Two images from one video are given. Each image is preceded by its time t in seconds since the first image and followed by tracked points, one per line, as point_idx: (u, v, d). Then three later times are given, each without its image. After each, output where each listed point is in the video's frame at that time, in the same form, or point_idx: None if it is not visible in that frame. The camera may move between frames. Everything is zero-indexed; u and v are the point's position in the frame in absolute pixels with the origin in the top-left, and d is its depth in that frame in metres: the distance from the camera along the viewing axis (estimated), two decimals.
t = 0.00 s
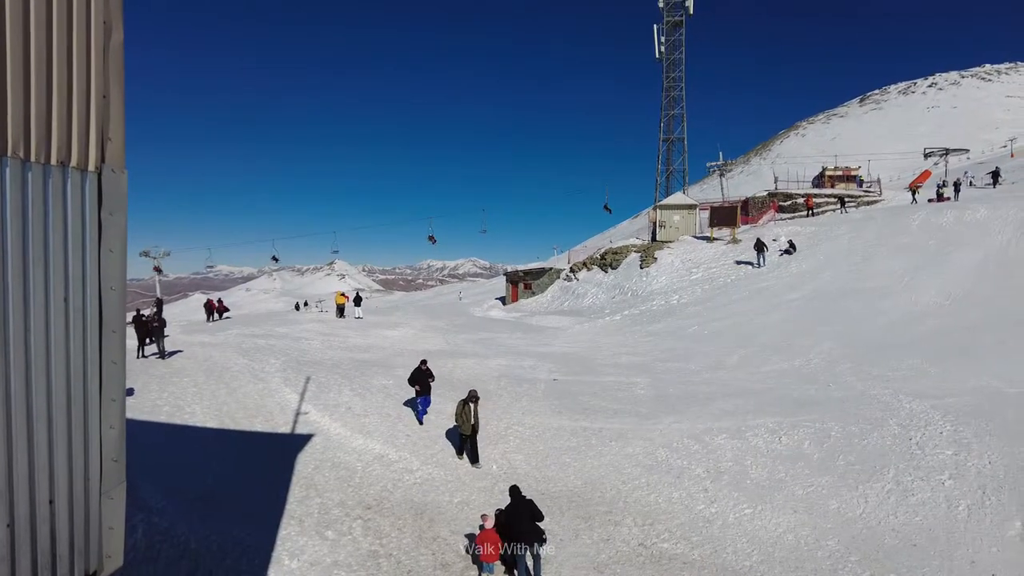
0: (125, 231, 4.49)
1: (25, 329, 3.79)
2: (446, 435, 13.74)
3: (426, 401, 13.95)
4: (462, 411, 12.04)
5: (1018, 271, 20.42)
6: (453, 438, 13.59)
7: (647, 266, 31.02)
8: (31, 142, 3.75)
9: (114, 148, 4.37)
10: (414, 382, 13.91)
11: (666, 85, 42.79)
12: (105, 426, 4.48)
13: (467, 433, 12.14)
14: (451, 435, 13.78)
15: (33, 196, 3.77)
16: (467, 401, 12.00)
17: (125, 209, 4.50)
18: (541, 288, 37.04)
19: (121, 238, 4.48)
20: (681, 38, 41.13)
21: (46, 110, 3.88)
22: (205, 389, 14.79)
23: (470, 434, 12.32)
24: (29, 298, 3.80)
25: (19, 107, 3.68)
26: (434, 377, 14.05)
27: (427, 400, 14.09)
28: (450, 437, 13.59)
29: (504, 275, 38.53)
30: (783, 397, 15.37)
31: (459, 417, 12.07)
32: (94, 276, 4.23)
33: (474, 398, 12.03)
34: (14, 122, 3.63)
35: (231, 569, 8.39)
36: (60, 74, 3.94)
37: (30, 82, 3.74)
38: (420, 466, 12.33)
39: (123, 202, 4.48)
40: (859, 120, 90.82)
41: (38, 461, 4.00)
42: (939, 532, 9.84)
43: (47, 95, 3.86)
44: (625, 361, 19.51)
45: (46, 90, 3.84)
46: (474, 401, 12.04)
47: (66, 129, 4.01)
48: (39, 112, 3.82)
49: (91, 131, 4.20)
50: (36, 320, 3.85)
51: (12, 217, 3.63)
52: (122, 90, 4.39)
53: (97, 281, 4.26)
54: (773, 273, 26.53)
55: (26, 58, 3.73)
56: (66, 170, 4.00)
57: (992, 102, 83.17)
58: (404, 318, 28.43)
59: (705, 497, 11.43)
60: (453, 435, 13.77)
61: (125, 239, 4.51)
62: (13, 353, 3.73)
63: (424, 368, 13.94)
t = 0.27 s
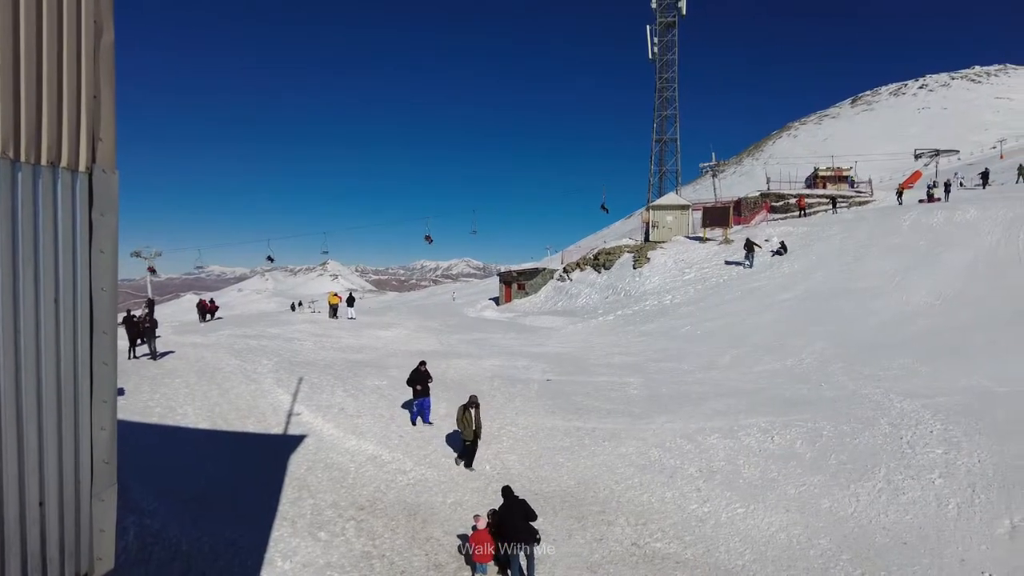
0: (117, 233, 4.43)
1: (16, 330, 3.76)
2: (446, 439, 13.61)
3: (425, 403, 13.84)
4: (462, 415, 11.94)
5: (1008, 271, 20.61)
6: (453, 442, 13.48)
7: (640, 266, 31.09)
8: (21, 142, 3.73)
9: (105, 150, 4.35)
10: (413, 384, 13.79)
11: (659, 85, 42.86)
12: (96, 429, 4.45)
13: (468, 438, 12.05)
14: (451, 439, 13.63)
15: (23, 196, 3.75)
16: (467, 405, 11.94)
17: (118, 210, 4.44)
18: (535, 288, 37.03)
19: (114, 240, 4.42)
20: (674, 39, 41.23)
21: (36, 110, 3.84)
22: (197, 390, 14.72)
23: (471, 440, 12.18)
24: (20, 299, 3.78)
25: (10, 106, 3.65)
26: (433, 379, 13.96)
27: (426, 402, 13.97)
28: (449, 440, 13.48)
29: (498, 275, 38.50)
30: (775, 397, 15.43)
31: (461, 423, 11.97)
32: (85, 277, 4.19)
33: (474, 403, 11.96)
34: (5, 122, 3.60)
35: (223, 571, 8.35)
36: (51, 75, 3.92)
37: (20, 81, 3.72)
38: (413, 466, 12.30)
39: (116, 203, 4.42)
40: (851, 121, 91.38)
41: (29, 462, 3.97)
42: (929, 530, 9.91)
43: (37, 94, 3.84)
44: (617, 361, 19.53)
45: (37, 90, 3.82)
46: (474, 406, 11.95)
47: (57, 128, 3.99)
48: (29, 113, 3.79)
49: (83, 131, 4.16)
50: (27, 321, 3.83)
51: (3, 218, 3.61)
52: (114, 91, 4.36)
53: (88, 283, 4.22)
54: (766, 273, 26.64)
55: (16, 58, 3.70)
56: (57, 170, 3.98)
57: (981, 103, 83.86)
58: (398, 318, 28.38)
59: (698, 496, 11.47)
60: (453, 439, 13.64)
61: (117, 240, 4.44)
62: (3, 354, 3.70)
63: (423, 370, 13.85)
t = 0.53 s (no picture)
0: (104, 234, 4.39)
1: None
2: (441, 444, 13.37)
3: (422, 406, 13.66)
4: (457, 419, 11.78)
5: (992, 271, 20.88)
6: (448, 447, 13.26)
7: (630, 266, 31.19)
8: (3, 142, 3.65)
9: (92, 149, 4.29)
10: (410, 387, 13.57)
11: (649, 86, 43.00)
12: (83, 431, 4.40)
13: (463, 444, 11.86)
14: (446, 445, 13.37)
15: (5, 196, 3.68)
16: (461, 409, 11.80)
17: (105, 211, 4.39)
18: (525, 289, 37.00)
19: (101, 241, 4.37)
20: (664, 40, 41.38)
21: (18, 108, 3.77)
22: (185, 391, 14.61)
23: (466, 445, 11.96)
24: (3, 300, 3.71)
25: None
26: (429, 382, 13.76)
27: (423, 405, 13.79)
28: (444, 446, 13.25)
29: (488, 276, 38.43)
30: (763, 396, 15.52)
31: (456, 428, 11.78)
32: (71, 279, 4.14)
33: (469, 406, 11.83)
34: None
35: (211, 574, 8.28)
36: (35, 74, 3.85)
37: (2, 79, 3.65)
38: (403, 468, 12.27)
39: (102, 204, 4.37)
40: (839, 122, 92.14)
41: (13, 466, 3.91)
42: (915, 528, 10.02)
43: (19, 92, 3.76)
44: (607, 361, 19.58)
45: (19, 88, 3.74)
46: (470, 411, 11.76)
47: (41, 128, 3.92)
48: (12, 111, 3.72)
49: (68, 131, 4.10)
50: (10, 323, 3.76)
51: None
52: (100, 90, 4.29)
53: (74, 284, 4.17)
54: (755, 273, 26.79)
55: None
56: (41, 170, 3.91)
57: (967, 105, 84.86)
58: (387, 319, 28.29)
59: (688, 496, 11.52)
60: (449, 444, 13.42)
61: (104, 241, 4.39)
62: None
63: (421, 373, 13.66)
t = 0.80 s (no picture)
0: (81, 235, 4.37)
1: None
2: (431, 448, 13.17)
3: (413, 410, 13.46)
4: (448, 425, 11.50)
5: (971, 271, 21.26)
6: (438, 453, 13.03)
7: (615, 266, 31.33)
8: None
9: (71, 150, 4.30)
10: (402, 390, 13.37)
11: (633, 88, 43.15)
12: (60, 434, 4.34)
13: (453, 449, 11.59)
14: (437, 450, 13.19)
15: None
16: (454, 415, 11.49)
17: (82, 212, 4.38)
18: (511, 289, 36.95)
19: (79, 242, 4.35)
20: (648, 41, 41.58)
21: None
22: (167, 393, 14.44)
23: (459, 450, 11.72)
24: None
25: None
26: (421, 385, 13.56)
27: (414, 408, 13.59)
28: (435, 451, 13.05)
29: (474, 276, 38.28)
30: (747, 396, 15.65)
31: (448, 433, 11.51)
32: (49, 280, 4.09)
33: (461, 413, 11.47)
34: None
35: None
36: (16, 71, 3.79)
37: None
38: (388, 469, 12.22)
39: (80, 205, 4.36)
40: (823, 124, 93.22)
41: None
42: (895, 524, 10.17)
43: None
44: (592, 361, 19.64)
45: None
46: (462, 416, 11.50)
47: (20, 128, 3.87)
48: None
49: (46, 131, 4.06)
50: None
51: None
52: (77, 91, 4.27)
53: (52, 284, 4.13)
54: (741, 273, 27.00)
55: None
56: (18, 170, 3.85)
57: (946, 107, 86.31)
58: (373, 320, 28.15)
59: (673, 495, 11.58)
60: (439, 450, 13.19)
61: (82, 242, 4.38)
62: None
63: (413, 375, 13.46)
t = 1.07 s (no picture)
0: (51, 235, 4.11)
1: None
2: (414, 451, 13.04)
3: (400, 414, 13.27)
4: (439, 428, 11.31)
5: (943, 270, 21.76)
6: (426, 459, 12.80)
7: (595, 267, 31.40)
8: None
9: (37, 147, 4.02)
10: (388, 395, 13.17)
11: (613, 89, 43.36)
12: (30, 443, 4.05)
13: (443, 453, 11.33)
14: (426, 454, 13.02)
15: None
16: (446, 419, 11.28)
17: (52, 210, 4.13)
18: (492, 290, 36.62)
19: (49, 241, 4.09)
20: (628, 43, 41.85)
21: None
22: (142, 396, 14.19)
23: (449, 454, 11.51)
24: None
25: None
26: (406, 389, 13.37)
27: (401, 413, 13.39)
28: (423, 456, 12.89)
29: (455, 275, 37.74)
30: (725, 395, 15.81)
31: (438, 437, 11.28)
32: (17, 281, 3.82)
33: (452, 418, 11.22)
34: None
35: None
36: None
37: None
38: (367, 471, 12.15)
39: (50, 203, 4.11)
40: (800, 126, 94.64)
41: None
42: (869, 520, 10.37)
43: None
44: (572, 361, 19.70)
45: None
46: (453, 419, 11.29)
47: None
48: None
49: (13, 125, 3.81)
50: None
51: None
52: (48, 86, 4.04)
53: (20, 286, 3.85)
54: (721, 273, 27.25)
55: None
56: None
57: (919, 111, 88.26)
58: (352, 321, 27.94)
59: (652, 493, 11.66)
60: (426, 455, 12.97)
61: (53, 241, 4.12)
62: None
63: (397, 380, 13.29)
